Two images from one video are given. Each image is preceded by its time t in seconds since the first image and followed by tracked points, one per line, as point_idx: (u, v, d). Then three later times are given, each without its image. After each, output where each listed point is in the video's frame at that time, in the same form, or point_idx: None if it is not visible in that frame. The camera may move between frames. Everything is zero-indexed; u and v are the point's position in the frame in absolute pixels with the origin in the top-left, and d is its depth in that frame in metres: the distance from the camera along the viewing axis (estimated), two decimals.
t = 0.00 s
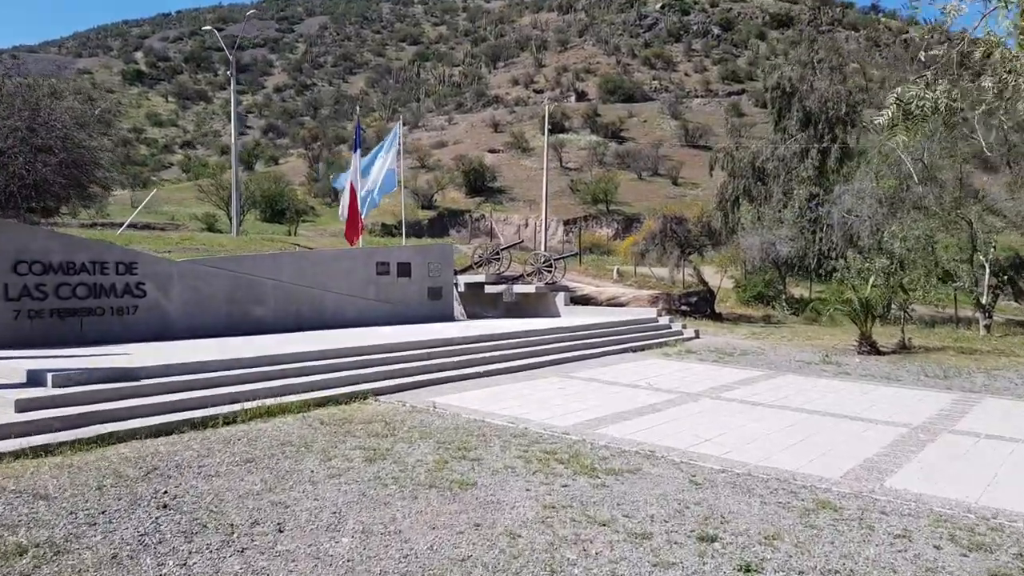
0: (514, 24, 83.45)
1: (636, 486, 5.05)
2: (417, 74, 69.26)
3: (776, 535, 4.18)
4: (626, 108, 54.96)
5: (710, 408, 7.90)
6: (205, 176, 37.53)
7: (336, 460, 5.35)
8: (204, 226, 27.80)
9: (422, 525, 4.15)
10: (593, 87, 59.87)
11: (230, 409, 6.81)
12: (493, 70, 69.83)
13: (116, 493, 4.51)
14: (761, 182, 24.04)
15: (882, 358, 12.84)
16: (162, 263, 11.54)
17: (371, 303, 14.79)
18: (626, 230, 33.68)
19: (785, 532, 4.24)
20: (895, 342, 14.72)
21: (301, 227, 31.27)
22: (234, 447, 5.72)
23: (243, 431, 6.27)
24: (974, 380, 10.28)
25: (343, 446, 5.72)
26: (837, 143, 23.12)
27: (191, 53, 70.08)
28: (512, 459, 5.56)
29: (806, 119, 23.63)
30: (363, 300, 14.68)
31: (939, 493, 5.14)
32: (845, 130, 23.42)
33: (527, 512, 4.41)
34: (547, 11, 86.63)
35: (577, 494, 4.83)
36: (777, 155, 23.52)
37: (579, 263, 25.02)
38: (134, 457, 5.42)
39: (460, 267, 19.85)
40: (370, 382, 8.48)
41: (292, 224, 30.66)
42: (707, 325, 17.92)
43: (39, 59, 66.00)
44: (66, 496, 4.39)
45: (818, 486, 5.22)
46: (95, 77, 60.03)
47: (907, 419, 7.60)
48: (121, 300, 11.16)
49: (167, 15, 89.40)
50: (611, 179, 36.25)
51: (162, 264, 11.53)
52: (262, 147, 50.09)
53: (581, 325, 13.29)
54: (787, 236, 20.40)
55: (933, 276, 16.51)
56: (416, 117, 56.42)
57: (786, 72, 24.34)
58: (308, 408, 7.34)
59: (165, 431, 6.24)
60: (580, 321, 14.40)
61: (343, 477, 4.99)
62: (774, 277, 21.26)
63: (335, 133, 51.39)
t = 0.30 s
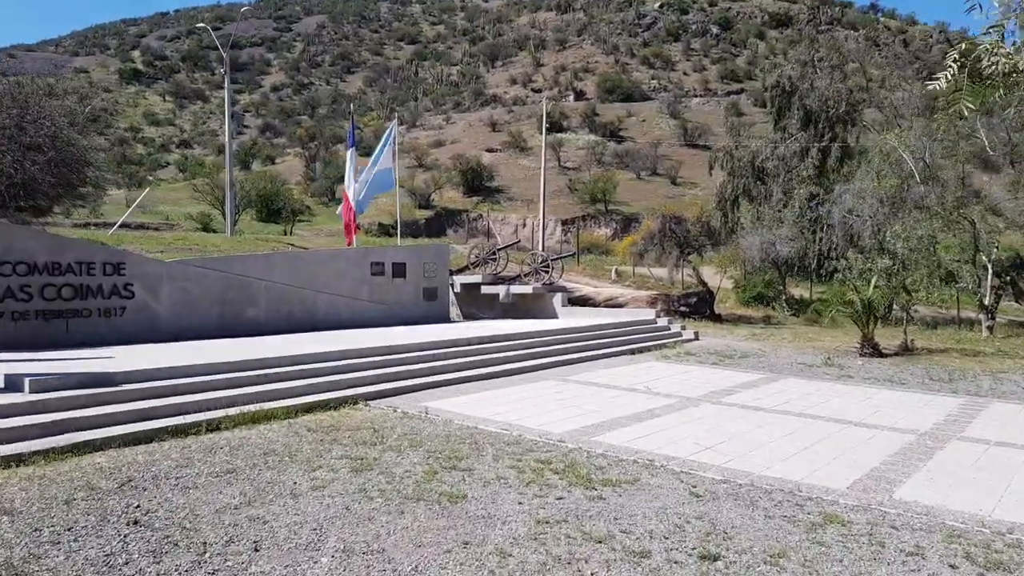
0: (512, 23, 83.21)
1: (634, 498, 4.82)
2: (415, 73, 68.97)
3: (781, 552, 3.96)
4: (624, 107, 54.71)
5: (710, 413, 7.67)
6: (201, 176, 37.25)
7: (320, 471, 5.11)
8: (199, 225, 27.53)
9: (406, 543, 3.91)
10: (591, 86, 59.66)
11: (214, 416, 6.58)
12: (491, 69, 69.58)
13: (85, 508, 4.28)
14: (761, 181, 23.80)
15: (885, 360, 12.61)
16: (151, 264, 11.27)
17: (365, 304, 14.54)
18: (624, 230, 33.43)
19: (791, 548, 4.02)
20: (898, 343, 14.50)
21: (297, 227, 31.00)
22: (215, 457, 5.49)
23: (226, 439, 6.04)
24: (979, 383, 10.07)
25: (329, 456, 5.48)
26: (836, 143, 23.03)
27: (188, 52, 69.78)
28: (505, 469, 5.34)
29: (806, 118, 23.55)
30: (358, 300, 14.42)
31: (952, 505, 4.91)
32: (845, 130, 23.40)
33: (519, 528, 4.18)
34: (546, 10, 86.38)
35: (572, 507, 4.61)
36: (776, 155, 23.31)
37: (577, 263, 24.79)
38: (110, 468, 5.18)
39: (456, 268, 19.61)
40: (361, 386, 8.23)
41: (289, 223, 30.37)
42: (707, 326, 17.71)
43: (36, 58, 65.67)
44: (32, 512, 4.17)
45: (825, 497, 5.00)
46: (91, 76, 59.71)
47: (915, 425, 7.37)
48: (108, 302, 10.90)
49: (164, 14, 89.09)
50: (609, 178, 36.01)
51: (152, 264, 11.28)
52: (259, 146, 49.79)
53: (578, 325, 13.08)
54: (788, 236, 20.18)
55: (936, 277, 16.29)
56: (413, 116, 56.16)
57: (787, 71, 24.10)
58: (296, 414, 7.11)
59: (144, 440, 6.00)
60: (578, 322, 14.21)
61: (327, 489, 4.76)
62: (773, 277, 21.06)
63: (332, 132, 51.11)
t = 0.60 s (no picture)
0: (511, 22, 82.97)
1: (631, 508, 4.59)
2: (413, 72, 68.68)
3: (784, 568, 3.74)
4: (623, 106, 54.49)
5: (710, 417, 7.41)
6: (197, 175, 36.93)
7: (301, 479, 4.88)
8: (193, 224, 27.23)
9: (387, 560, 3.68)
10: (589, 85, 59.42)
11: (196, 419, 6.35)
12: (489, 68, 69.33)
13: (48, 521, 4.06)
14: (759, 180, 23.54)
15: (887, 361, 12.39)
16: (138, 262, 11.03)
17: (357, 303, 14.28)
18: (622, 229, 33.17)
19: (795, 564, 3.80)
20: (900, 343, 14.31)
21: (292, 226, 30.69)
22: (193, 464, 5.25)
23: (206, 444, 5.80)
24: (983, 385, 9.86)
25: (312, 462, 5.25)
26: (836, 141, 22.85)
27: (186, 51, 69.44)
28: (495, 477, 5.11)
29: (806, 116, 23.39)
30: (350, 300, 14.16)
31: (963, 515, 4.69)
32: (844, 128, 23.22)
33: (507, 542, 3.95)
34: (544, 9, 86.12)
35: (564, 518, 4.38)
36: (776, 153, 23.10)
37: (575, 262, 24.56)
38: (81, 475, 4.95)
39: (451, 267, 19.35)
40: (350, 388, 7.99)
41: (284, 222, 30.07)
42: (706, 326, 17.49)
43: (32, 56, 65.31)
44: None
45: (829, 506, 4.78)
46: (88, 75, 59.41)
47: (920, 429, 7.15)
48: (94, 301, 10.65)
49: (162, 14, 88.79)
50: (608, 177, 35.78)
51: (138, 263, 11.04)
52: (255, 145, 49.48)
53: (574, 326, 12.87)
54: (787, 235, 19.96)
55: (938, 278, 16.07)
56: (411, 115, 55.87)
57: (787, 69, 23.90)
58: (281, 417, 6.88)
59: (120, 445, 5.75)
60: (574, 322, 14.00)
61: (308, 498, 4.53)
62: (773, 277, 20.83)
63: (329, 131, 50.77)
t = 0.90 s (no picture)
0: (509, 22, 82.79)
1: (628, 523, 4.38)
2: (411, 71, 68.44)
3: None
4: (621, 106, 54.31)
5: (709, 424, 7.19)
6: (193, 174, 36.66)
7: (283, 492, 4.68)
8: (188, 224, 26.98)
9: None
10: (588, 85, 59.22)
11: (179, 426, 6.14)
12: (488, 67, 69.08)
13: (13, 539, 3.85)
14: (759, 180, 23.36)
15: (889, 365, 12.19)
16: (126, 263, 10.82)
17: (352, 304, 14.05)
18: (621, 229, 32.90)
19: None
20: (902, 346, 14.11)
21: (289, 226, 30.43)
22: (172, 475, 5.05)
23: (188, 453, 5.60)
24: (987, 390, 9.66)
25: (297, 473, 5.05)
26: (836, 141, 22.70)
27: (183, 49, 69.14)
28: (487, 488, 4.90)
29: (806, 117, 23.29)
30: (345, 301, 13.95)
31: (977, 531, 4.48)
32: (844, 128, 23.08)
33: (498, 562, 3.74)
34: (543, 9, 85.93)
35: (558, 534, 4.17)
36: (775, 153, 22.96)
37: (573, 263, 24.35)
38: (53, 488, 4.73)
39: (447, 267, 19.14)
40: (341, 393, 7.79)
41: (281, 221, 29.79)
42: (706, 328, 17.25)
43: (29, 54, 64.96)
44: None
45: (836, 521, 4.58)
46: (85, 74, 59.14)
47: (925, 436, 6.94)
48: (81, 303, 10.43)
49: (160, 13, 88.48)
50: (606, 177, 35.58)
51: (127, 264, 10.83)
52: (252, 144, 49.16)
53: (571, 328, 12.69)
54: (787, 236, 19.76)
55: (940, 279, 15.87)
56: (409, 114, 55.64)
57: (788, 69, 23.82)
58: (268, 424, 6.67)
59: (99, 454, 5.54)
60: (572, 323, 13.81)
61: (289, 514, 4.32)
62: (773, 278, 20.60)
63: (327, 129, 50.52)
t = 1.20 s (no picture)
0: (508, 22, 82.62)
1: (629, 536, 4.18)
2: (409, 71, 68.24)
3: None
4: (620, 105, 54.14)
5: (710, 429, 6.99)
6: (189, 173, 36.40)
7: (267, 502, 4.48)
8: (184, 224, 26.74)
9: None
10: (586, 84, 59.05)
11: (164, 431, 5.95)
12: (486, 67, 68.86)
13: None
14: (759, 179, 23.20)
15: (892, 367, 12.01)
16: (116, 263, 10.61)
17: (347, 305, 13.85)
18: (620, 229, 32.74)
19: None
20: (905, 347, 13.94)
21: (286, 226, 30.22)
22: (152, 484, 4.85)
23: (171, 461, 5.40)
24: (993, 393, 9.48)
25: (283, 482, 4.85)
26: (836, 140, 22.54)
27: (181, 49, 68.89)
28: (480, 498, 4.70)
29: (806, 116, 23.15)
30: (339, 302, 13.73)
31: (993, 543, 4.29)
32: (844, 127, 22.92)
33: None
34: (542, 8, 85.77)
35: (552, 548, 3.97)
36: (775, 152, 22.81)
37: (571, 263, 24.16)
38: (27, 498, 4.53)
39: (444, 267, 18.95)
40: (333, 395, 7.58)
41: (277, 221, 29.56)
42: (705, 329, 17.04)
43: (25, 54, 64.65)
44: None
45: (845, 532, 4.39)
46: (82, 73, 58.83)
47: (933, 442, 6.75)
48: (69, 304, 10.21)
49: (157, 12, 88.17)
50: (605, 176, 35.39)
51: (117, 264, 10.62)
52: (250, 144, 48.87)
53: (569, 329, 12.47)
54: (787, 236, 19.39)
55: (943, 280, 15.66)
56: (407, 114, 55.43)
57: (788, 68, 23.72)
58: (256, 429, 6.47)
59: (78, 461, 5.33)
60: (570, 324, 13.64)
61: (272, 526, 4.12)
62: (773, 278, 20.41)
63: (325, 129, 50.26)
